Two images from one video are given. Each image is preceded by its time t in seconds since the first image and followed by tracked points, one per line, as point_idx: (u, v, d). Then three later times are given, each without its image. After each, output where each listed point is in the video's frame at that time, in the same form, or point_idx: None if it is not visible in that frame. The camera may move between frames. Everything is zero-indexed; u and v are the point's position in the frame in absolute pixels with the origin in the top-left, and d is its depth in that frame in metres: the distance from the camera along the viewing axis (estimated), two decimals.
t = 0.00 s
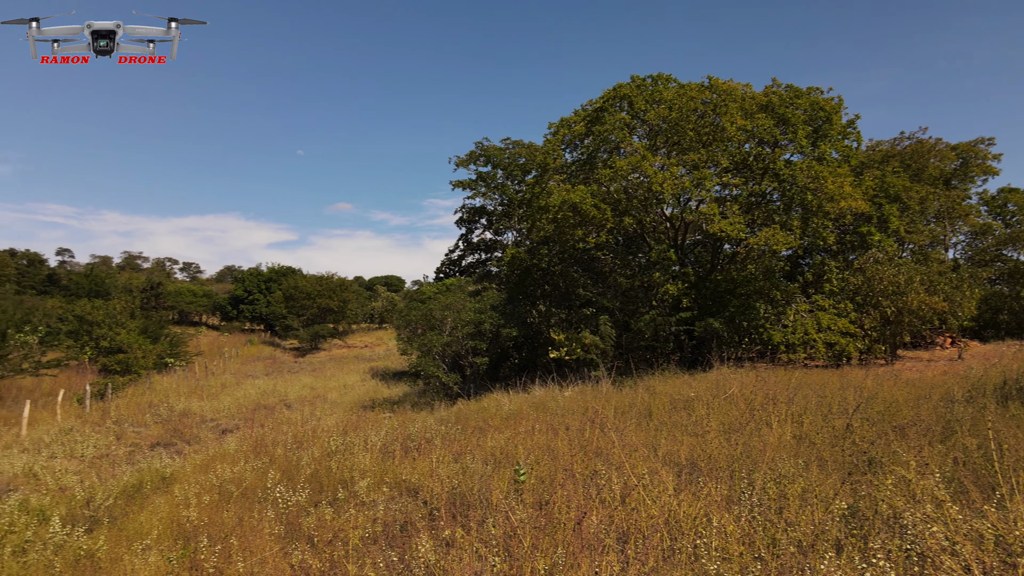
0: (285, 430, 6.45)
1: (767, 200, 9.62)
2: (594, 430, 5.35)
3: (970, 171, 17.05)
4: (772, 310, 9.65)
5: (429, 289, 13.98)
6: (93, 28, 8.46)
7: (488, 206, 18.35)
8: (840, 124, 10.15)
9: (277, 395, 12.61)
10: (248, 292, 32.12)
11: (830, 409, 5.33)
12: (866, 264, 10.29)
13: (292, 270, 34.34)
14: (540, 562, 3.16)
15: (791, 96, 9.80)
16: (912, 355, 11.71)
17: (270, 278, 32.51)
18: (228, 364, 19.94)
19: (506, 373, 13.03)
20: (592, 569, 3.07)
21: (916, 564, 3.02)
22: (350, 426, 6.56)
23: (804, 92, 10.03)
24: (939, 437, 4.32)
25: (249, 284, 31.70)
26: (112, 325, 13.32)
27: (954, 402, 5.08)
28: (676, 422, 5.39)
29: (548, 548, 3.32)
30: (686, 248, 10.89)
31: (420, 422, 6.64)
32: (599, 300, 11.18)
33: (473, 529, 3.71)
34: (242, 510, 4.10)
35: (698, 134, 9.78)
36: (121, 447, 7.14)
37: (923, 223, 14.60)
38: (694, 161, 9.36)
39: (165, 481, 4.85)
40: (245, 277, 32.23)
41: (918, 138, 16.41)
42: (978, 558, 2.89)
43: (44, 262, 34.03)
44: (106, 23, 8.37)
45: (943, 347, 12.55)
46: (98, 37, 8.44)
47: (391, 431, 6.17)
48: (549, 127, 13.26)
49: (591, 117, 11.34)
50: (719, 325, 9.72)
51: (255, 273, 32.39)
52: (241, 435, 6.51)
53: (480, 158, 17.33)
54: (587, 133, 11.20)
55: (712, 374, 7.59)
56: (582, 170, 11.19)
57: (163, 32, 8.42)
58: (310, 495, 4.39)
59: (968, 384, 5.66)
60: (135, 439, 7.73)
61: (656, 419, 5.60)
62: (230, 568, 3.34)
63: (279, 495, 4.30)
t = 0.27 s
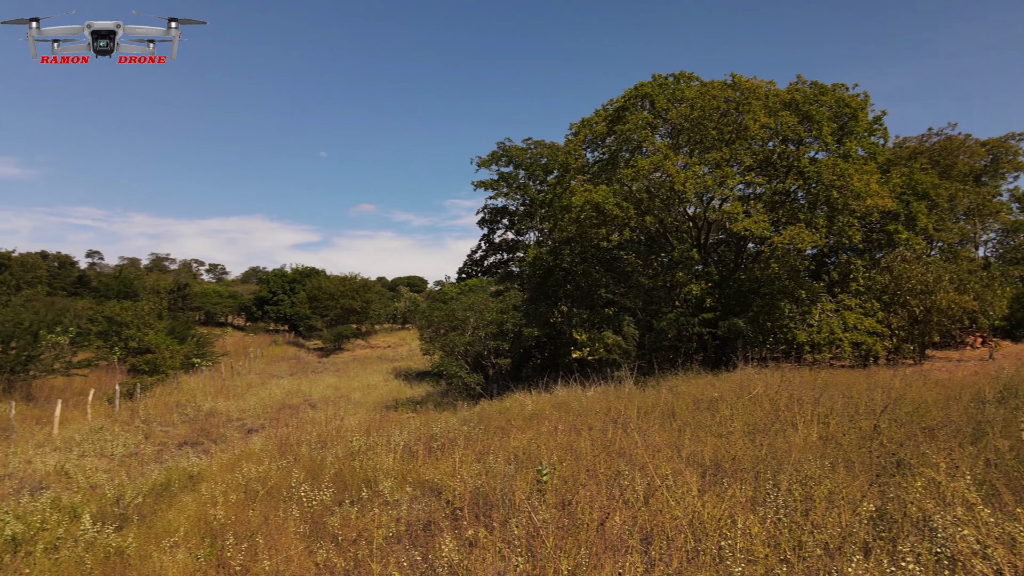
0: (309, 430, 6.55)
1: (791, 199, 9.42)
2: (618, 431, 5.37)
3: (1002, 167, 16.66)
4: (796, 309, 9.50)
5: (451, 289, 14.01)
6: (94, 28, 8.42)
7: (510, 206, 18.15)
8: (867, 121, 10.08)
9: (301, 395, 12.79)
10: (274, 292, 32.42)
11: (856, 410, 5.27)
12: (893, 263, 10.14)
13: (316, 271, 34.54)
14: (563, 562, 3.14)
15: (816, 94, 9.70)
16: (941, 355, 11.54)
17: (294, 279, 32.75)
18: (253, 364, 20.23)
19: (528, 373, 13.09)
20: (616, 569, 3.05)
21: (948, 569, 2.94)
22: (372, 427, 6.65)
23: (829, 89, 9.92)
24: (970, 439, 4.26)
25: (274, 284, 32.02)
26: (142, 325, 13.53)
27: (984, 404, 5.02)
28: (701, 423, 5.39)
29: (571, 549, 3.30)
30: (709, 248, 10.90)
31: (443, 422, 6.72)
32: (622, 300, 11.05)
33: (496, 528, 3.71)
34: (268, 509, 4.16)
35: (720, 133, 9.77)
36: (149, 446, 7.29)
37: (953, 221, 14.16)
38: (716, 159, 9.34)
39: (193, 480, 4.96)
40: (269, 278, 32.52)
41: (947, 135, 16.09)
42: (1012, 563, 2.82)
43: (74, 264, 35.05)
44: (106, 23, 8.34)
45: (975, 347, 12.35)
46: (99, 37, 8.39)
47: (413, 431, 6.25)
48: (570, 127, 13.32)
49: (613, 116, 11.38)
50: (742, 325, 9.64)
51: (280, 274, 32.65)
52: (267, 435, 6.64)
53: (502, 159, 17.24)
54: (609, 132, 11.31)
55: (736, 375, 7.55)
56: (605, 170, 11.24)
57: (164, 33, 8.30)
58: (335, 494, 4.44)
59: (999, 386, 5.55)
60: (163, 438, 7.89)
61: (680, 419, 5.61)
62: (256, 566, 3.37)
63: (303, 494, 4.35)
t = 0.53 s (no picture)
0: (331, 429, 6.63)
1: (815, 196, 9.29)
2: (641, 431, 5.37)
3: None
4: (822, 309, 9.29)
5: (471, 289, 14.16)
6: (93, 28, 8.48)
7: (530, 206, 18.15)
8: (893, 117, 10.01)
9: (323, 394, 12.93)
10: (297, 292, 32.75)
11: (883, 411, 5.20)
12: (919, 262, 10.00)
13: (337, 271, 34.91)
14: (584, 562, 3.13)
15: (840, 91, 9.57)
16: (970, 356, 11.35)
17: (317, 280, 33.05)
18: (275, 364, 20.49)
19: (549, 373, 13.13)
20: (639, 569, 3.04)
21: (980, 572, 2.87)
22: (394, 426, 6.71)
23: (854, 85, 9.79)
24: (1000, 440, 4.19)
25: (297, 285, 32.40)
26: (167, 326, 13.69)
27: (1018, 405, 4.93)
28: (724, 423, 5.38)
29: (593, 549, 3.28)
30: (731, 247, 10.84)
31: (465, 422, 6.76)
32: (643, 300, 11.05)
33: (518, 528, 3.71)
34: (292, 507, 4.21)
35: (743, 131, 9.79)
36: (176, 445, 7.42)
37: (982, 219, 13.97)
38: (738, 158, 9.31)
39: (219, 478, 5.04)
40: (292, 279, 32.93)
41: (975, 130, 15.86)
42: None
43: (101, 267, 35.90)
44: (105, 23, 8.42)
45: (1005, 347, 12.14)
46: (98, 37, 8.45)
47: (434, 431, 6.30)
48: (590, 127, 13.39)
49: (634, 116, 11.42)
50: (765, 324, 9.60)
51: (302, 275, 33.02)
52: (290, 434, 6.73)
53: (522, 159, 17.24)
54: (630, 132, 11.32)
55: (759, 375, 7.50)
56: (626, 169, 11.26)
57: (162, 32, 8.34)
58: (357, 493, 4.49)
59: None
60: (189, 437, 8.03)
61: (703, 420, 5.61)
62: (281, 564, 3.39)
63: (326, 493, 4.40)
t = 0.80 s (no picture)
0: (338, 429, 6.67)
1: (822, 195, 9.27)
2: (647, 431, 5.37)
3: None
4: (829, 309, 9.31)
5: (478, 290, 14.21)
6: (93, 28, 8.53)
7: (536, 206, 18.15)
8: (900, 116, 9.99)
9: (330, 394, 12.95)
10: (303, 292, 32.77)
11: (891, 411, 5.19)
12: (927, 262, 9.95)
13: (344, 271, 35.02)
14: (590, 562, 3.13)
15: (848, 90, 9.55)
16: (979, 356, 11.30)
17: (323, 280, 33.05)
18: (282, 364, 20.54)
19: (555, 373, 13.13)
20: (645, 569, 3.03)
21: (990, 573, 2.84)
22: (400, 427, 6.73)
23: (862, 84, 9.76)
24: (1009, 440, 4.18)
25: (304, 285, 32.48)
26: (174, 326, 13.77)
27: None
28: (731, 423, 5.39)
29: (599, 549, 3.27)
30: (738, 247, 10.80)
31: (471, 422, 6.77)
32: (649, 299, 11.01)
33: (524, 528, 3.71)
34: (298, 507, 4.22)
35: (750, 130, 9.76)
36: (183, 444, 7.46)
37: (991, 218, 13.96)
38: (745, 157, 9.30)
39: (226, 478, 5.06)
40: (299, 279, 33.02)
41: (984, 130, 15.83)
42: None
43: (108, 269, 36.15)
44: (105, 23, 8.46)
45: (1015, 347, 12.08)
46: (98, 37, 8.49)
47: (440, 431, 6.31)
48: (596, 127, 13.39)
49: (641, 116, 11.43)
50: (772, 325, 9.54)
51: (309, 275, 33.08)
52: (296, 434, 6.75)
53: (529, 159, 17.25)
54: (637, 131, 11.28)
55: (766, 375, 7.48)
56: (633, 169, 11.25)
57: (162, 32, 8.38)
58: (363, 493, 4.50)
59: None
60: (196, 437, 8.06)
61: (710, 420, 5.60)
62: (287, 564, 3.40)
63: (332, 493, 4.41)
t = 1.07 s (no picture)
0: (338, 428, 6.68)
1: (822, 194, 9.31)
2: (648, 431, 5.37)
3: None
4: (829, 309, 9.35)
5: (478, 290, 14.21)
6: (93, 28, 8.54)
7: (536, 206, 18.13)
8: (901, 116, 9.97)
9: (330, 394, 12.95)
10: (303, 292, 32.77)
11: (891, 411, 5.19)
12: (928, 262, 9.92)
13: (343, 271, 35.00)
14: (591, 562, 3.12)
15: (848, 90, 9.54)
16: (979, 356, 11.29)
17: (323, 280, 33.06)
18: (283, 364, 20.52)
19: (555, 373, 13.12)
20: (646, 570, 3.02)
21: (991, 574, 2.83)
22: (400, 427, 6.72)
23: (862, 85, 9.76)
24: (1010, 440, 4.18)
25: (304, 285, 32.47)
26: (175, 326, 13.80)
27: None
28: (731, 422, 5.39)
29: (600, 549, 3.26)
30: (738, 247, 10.78)
31: (471, 422, 6.76)
32: (649, 299, 10.99)
33: (524, 528, 3.71)
34: (298, 506, 4.22)
35: (750, 130, 9.84)
36: (183, 444, 7.45)
37: (992, 218, 13.98)
38: (745, 157, 9.30)
39: (227, 478, 5.06)
40: (299, 280, 33.01)
41: (985, 130, 15.85)
42: None
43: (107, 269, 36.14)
44: (105, 23, 8.47)
45: (1015, 347, 12.07)
46: (98, 37, 8.50)
47: (440, 431, 6.31)
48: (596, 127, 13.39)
49: (642, 115, 11.42)
50: (772, 325, 9.53)
51: (309, 275, 33.08)
52: (296, 434, 6.75)
53: (529, 159, 17.23)
54: (637, 131, 11.24)
55: (767, 375, 7.48)
56: (633, 169, 11.23)
57: (163, 32, 8.39)
58: (364, 493, 4.50)
59: None
60: (196, 437, 8.06)
61: (711, 420, 5.60)
62: (287, 563, 3.40)
63: (333, 492, 4.41)
